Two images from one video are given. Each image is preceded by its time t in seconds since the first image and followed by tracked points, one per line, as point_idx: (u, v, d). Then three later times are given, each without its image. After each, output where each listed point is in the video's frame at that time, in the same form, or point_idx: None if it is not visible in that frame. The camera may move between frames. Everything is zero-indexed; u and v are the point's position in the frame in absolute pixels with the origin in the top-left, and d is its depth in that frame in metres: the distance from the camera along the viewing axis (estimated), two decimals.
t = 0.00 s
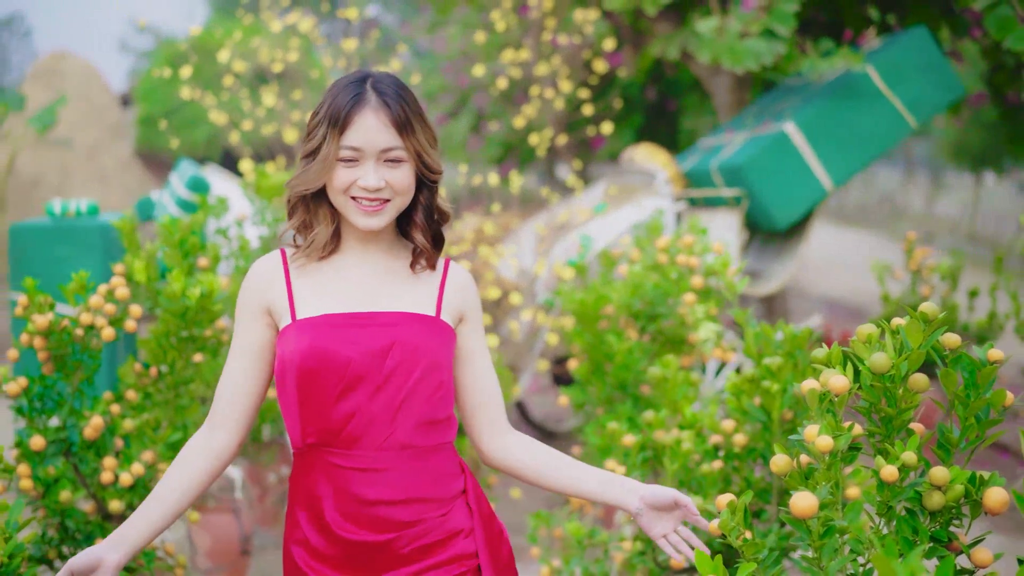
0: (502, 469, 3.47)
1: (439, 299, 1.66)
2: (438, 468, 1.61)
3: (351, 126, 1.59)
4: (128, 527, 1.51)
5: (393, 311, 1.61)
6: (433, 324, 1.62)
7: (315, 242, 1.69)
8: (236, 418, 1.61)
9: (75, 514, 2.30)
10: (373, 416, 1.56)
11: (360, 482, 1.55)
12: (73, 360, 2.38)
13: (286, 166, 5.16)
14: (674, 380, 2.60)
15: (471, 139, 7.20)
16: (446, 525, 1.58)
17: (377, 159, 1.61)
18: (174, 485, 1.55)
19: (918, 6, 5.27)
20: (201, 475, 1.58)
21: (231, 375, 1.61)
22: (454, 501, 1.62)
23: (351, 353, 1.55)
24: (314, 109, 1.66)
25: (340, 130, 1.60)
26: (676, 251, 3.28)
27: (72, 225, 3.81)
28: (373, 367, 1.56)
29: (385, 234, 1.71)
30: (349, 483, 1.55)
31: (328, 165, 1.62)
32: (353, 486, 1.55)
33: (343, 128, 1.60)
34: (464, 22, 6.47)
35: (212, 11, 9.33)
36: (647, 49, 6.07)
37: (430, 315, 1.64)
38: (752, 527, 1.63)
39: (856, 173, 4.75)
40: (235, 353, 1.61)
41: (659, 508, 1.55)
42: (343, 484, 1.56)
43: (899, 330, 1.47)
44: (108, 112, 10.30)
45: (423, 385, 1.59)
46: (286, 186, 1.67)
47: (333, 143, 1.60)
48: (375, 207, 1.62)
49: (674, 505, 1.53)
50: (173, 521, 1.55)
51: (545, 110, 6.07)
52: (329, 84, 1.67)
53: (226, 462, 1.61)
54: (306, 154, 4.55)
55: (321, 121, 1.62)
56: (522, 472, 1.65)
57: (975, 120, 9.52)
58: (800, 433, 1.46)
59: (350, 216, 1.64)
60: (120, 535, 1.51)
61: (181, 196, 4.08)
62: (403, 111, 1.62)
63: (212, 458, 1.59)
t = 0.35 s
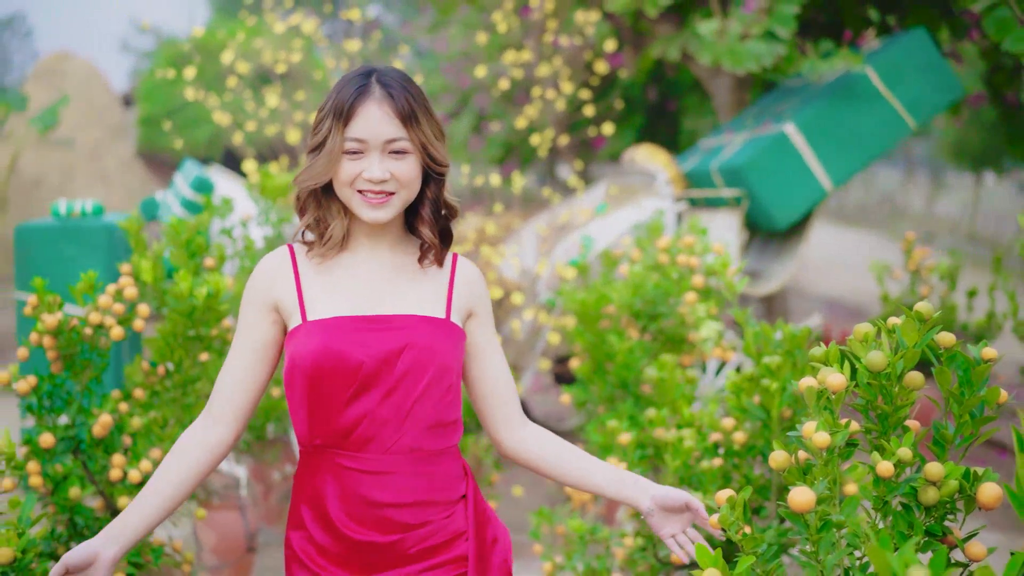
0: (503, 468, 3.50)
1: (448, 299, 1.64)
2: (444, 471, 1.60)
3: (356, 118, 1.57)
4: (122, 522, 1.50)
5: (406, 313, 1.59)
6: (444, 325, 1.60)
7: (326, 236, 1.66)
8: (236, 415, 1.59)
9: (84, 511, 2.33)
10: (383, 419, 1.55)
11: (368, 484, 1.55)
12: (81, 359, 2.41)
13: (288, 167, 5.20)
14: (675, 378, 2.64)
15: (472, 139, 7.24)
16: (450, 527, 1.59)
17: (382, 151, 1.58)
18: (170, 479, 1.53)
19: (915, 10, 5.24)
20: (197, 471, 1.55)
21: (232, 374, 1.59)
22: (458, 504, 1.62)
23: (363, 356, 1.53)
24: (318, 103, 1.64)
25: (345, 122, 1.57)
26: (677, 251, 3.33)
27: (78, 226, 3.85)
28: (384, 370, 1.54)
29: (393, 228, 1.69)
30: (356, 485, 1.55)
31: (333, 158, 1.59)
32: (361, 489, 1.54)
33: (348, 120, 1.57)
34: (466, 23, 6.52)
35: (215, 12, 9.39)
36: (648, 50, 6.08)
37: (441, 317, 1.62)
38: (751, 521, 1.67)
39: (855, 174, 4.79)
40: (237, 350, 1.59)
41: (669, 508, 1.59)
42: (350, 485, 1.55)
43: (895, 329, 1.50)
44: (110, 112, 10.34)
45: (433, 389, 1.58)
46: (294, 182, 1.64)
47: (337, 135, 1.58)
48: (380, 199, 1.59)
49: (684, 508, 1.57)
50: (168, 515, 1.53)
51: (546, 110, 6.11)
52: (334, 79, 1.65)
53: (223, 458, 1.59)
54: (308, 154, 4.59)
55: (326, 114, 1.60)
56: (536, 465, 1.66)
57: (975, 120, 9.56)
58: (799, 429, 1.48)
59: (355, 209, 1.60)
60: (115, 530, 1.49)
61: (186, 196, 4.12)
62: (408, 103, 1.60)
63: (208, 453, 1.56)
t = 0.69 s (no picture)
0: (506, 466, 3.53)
1: (462, 291, 1.65)
2: (454, 467, 1.62)
3: (362, 105, 1.55)
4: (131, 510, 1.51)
5: (421, 309, 1.60)
6: (459, 321, 1.61)
7: (335, 227, 1.66)
8: (243, 410, 1.59)
9: (94, 508, 2.35)
10: (399, 415, 1.57)
11: (380, 478, 1.56)
12: (91, 358, 2.44)
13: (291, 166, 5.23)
14: (677, 377, 2.67)
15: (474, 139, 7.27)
16: (457, 524, 1.61)
17: (389, 138, 1.55)
18: (177, 472, 1.53)
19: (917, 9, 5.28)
20: (204, 464, 1.55)
21: (242, 368, 1.59)
22: (465, 500, 1.64)
23: (379, 351, 1.54)
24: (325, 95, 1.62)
25: (351, 111, 1.55)
26: (679, 251, 3.36)
27: (82, 226, 3.88)
28: (400, 366, 1.56)
29: (404, 217, 1.68)
30: (368, 479, 1.57)
31: (340, 146, 1.56)
32: (374, 483, 1.56)
33: (354, 108, 1.55)
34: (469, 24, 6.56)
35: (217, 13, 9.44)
36: (650, 52, 6.02)
37: (455, 310, 1.63)
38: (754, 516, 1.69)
39: (855, 174, 4.81)
40: (248, 343, 1.59)
41: (683, 503, 1.59)
42: (362, 479, 1.57)
43: (894, 328, 1.54)
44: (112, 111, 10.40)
45: (447, 387, 1.60)
46: (302, 172, 1.63)
47: (344, 123, 1.55)
48: (388, 187, 1.56)
49: (699, 504, 1.58)
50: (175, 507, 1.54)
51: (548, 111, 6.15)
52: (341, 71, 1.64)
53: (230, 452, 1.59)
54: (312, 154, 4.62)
55: (333, 104, 1.58)
56: (556, 453, 1.66)
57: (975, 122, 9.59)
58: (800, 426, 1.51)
59: (363, 198, 1.57)
60: (124, 520, 1.50)
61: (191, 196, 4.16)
62: (414, 90, 1.57)
63: (216, 448, 1.56)
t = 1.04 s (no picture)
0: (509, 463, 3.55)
1: (479, 287, 1.69)
2: (468, 468, 1.65)
3: (371, 103, 1.57)
4: (154, 509, 1.53)
5: (441, 308, 1.62)
6: (475, 320, 1.64)
7: (348, 224, 1.69)
8: (260, 407, 1.61)
9: (104, 504, 2.39)
10: (421, 414, 1.59)
11: (400, 477, 1.59)
12: (101, 356, 2.47)
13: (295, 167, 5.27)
14: (681, 375, 2.71)
15: (476, 139, 7.30)
16: (468, 524, 1.64)
17: (399, 135, 1.58)
18: (197, 471, 1.55)
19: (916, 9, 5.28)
20: (222, 462, 1.57)
21: (258, 366, 1.61)
22: (476, 500, 1.67)
23: (403, 351, 1.56)
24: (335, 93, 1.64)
25: (361, 109, 1.58)
26: (682, 251, 3.39)
27: (89, 227, 3.91)
28: (423, 366, 1.58)
29: (416, 214, 1.72)
30: (386, 478, 1.59)
31: (350, 144, 1.59)
32: (393, 481, 1.59)
33: (364, 106, 1.58)
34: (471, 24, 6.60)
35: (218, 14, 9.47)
36: (651, 52, 5.97)
37: (474, 310, 1.66)
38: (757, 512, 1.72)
39: (855, 174, 4.85)
40: (264, 341, 1.61)
41: (697, 501, 1.62)
42: (381, 477, 1.59)
43: (897, 325, 1.56)
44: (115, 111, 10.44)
45: (467, 387, 1.63)
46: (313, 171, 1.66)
47: (354, 121, 1.58)
48: (399, 184, 1.59)
49: (711, 501, 1.61)
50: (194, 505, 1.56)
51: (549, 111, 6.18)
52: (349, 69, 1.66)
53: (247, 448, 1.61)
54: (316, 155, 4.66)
55: (343, 103, 1.60)
56: (572, 449, 1.69)
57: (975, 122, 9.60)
58: (803, 423, 1.54)
59: (374, 195, 1.60)
60: (147, 523, 1.53)
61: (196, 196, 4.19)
62: (424, 88, 1.60)
63: (233, 444, 1.58)
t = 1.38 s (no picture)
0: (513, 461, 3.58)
1: (492, 291, 1.71)
2: (482, 476, 1.68)
3: (385, 111, 1.59)
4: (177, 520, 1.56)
5: (456, 315, 1.64)
6: (488, 325, 1.66)
7: (361, 232, 1.72)
8: (277, 415, 1.63)
9: (116, 499, 2.42)
10: (437, 422, 1.62)
11: (417, 484, 1.61)
12: (112, 353, 2.50)
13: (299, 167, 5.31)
14: (684, 372, 2.74)
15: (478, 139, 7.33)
16: (483, 530, 1.67)
17: (412, 142, 1.59)
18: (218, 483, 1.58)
19: (917, 10, 5.31)
20: (242, 471, 1.60)
21: (275, 373, 1.63)
22: (489, 507, 1.70)
23: (420, 358, 1.59)
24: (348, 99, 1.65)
25: (374, 116, 1.59)
26: (684, 250, 3.42)
27: (95, 225, 3.95)
28: (440, 373, 1.61)
29: (428, 223, 1.75)
30: (404, 485, 1.61)
31: (364, 151, 1.60)
32: (411, 488, 1.61)
33: (377, 113, 1.59)
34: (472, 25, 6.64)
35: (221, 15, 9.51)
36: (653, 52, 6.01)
37: (489, 317, 1.68)
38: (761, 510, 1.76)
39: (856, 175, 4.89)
40: (278, 349, 1.64)
41: (704, 509, 1.65)
42: (398, 484, 1.62)
43: (898, 322, 1.59)
44: (117, 110, 10.46)
45: (482, 394, 1.65)
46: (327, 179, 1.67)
47: (367, 128, 1.59)
48: (412, 191, 1.60)
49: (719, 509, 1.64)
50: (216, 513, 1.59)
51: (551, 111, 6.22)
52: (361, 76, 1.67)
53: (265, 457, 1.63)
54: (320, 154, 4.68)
55: (356, 109, 1.61)
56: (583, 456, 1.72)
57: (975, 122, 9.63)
58: (807, 419, 1.57)
59: (387, 203, 1.61)
60: (169, 539, 1.55)
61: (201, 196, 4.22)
62: (436, 95, 1.61)
63: (252, 453, 1.61)
